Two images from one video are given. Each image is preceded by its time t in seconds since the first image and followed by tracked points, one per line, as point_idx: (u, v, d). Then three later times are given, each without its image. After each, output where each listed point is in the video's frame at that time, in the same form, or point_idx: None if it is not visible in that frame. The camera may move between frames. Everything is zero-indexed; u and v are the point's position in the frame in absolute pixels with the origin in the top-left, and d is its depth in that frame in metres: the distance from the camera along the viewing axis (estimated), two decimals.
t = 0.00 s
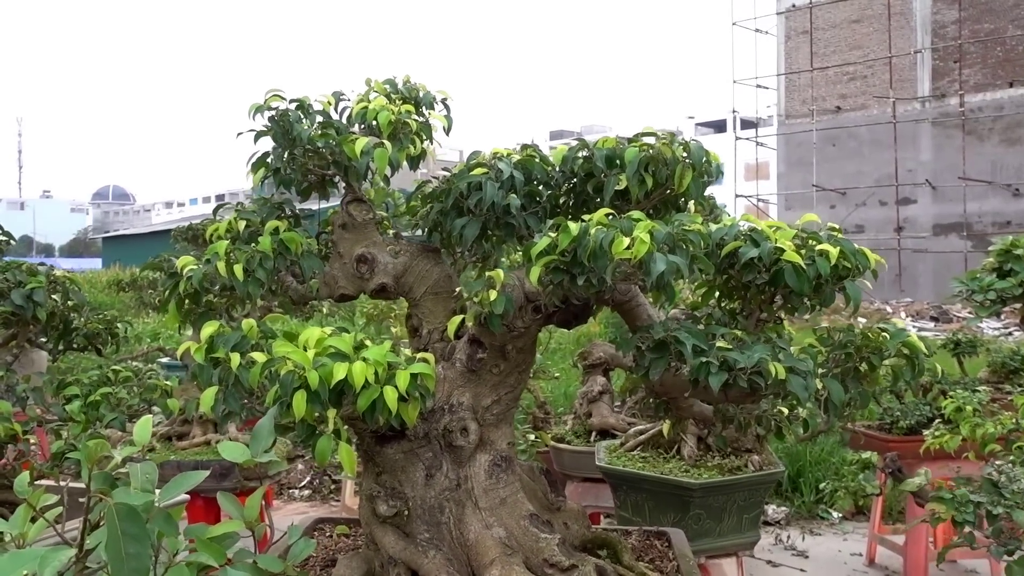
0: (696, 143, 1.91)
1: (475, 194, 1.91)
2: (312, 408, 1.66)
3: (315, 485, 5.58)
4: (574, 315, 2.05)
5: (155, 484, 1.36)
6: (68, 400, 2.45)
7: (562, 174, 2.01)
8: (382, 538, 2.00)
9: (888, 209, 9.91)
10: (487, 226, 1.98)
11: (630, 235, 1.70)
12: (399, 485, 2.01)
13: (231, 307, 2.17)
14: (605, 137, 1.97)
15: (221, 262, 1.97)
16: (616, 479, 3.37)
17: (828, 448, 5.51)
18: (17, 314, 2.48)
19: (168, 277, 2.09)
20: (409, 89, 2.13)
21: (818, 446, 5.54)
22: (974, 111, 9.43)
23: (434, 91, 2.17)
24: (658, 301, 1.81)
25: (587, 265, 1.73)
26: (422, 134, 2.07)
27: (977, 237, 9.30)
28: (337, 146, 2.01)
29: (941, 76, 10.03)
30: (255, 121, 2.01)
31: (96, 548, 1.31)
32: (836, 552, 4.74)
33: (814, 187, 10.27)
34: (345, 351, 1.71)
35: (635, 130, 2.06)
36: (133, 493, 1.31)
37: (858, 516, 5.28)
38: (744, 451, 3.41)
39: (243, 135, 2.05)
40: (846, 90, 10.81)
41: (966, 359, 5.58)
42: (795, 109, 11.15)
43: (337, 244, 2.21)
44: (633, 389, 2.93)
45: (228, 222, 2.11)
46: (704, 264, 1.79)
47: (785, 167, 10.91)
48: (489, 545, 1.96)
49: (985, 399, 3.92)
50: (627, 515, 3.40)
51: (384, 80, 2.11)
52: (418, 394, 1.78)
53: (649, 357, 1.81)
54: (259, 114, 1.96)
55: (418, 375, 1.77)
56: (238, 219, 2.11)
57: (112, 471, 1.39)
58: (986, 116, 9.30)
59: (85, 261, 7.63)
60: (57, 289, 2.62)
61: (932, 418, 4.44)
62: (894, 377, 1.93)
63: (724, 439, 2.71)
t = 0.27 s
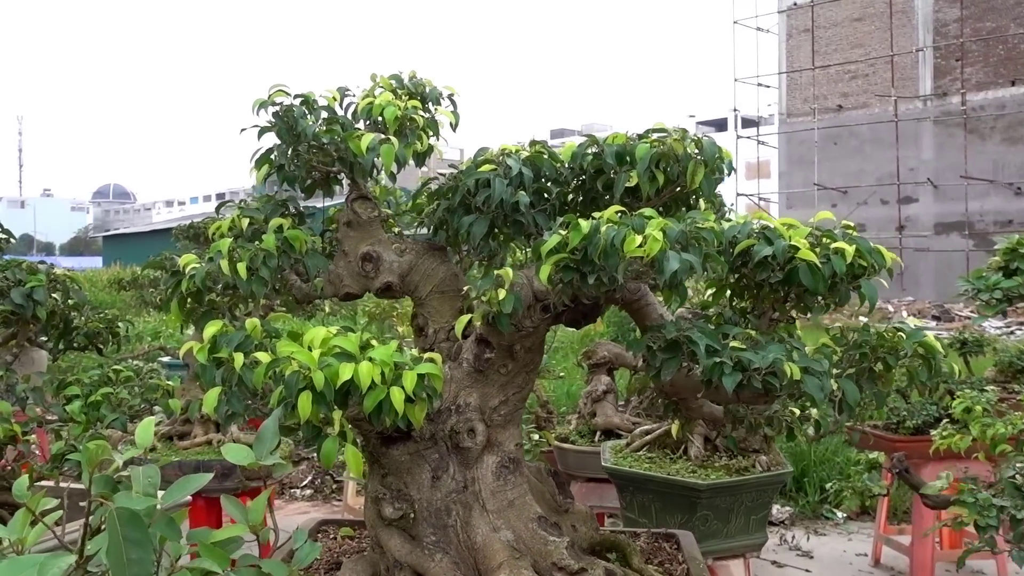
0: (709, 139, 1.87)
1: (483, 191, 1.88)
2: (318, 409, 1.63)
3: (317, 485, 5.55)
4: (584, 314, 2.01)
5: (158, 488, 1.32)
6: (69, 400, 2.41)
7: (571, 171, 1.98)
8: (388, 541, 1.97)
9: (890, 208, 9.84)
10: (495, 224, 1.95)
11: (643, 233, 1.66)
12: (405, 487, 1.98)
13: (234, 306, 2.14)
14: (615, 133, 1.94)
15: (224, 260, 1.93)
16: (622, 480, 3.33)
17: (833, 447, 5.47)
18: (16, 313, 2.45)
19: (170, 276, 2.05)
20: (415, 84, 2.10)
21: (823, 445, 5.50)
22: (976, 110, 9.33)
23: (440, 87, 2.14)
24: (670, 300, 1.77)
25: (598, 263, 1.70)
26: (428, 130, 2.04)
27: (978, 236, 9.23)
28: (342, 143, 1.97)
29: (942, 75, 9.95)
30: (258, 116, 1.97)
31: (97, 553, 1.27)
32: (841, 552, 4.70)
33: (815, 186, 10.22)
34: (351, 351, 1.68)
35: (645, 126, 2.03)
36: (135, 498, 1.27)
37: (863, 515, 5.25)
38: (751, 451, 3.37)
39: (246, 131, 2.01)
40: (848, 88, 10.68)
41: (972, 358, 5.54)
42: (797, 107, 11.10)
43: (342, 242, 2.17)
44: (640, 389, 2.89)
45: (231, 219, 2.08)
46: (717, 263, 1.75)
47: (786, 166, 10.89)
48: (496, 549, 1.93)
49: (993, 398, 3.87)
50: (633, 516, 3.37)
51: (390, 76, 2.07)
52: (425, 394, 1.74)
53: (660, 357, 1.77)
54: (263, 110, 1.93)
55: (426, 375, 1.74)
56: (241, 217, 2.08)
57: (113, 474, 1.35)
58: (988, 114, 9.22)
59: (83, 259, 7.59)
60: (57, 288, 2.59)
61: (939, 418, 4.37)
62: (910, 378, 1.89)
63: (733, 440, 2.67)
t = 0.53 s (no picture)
0: (717, 129, 1.80)
1: (485, 182, 1.82)
2: (313, 407, 1.57)
3: (317, 483, 5.50)
4: (588, 310, 1.96)
5: (146, 489, 1.27)
6: (61, 398, 2.36)
7: (575, 162, 1.92)
8: (386, 542, 1.92)
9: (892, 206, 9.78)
10: (497, 216, 1.89)
11: (650, 225, 1.61)
12: (404, 487, 1.92)
13: (228, 301, 2.08)
14: (621, 123, 1.88)
15: (218, 253, 1.87)
16: (626, 479, 3.28)
17: (837, 446, 5.42)
18: (7, 309, 2.40)
19: (163, 270, 2.00)
20: (415, 73, 2.04)
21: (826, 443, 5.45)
22: (978, 107, 9.23)
23: (440, 76, 2.08)
24: (677, 294, 1.72)
25: (604, 257, 1.64)
26: (428, 119, 1.98)
27: (981, 234, 9.15)
28: (340, 133, 1.92)
29: (945, 72, 9.90)
30: (254, 105, 1.92)
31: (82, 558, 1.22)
32: (846, 552, 4.65)
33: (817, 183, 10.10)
34: (348, 347, 1.62)
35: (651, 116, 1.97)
36: (122, 499, 1.22)
37: (867, 514, 5.19)
38: (757, 450, 3.32)
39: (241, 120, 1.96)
40: (849, 85, 10.71)
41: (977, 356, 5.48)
42: (798, 104, 11.02)
43: (339, 236, 2.12)
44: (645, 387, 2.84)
45: (226, 212, 2.02)
46: (727, 256, 1.70)
47: (787, 164, 10.71)
48: (498, 550, 1.88)
49: (1001, 396, 3.81)
50: (637, 515, 3.31)
51: (389, 64, 2.02)
52: (425, 392, 1.69)
53: (668, 353, 1.71)
54: (257, 99, 1.87)
55: (425, 371, 1.68)
56: (236, 209, 2.02)
57: (100, 474, 1.30)
58: (989, 111, 9.09)
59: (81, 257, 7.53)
60: (49, 283, 2.53)
61: (945, 416, 4.31)
62: (924, 375, 1.84)
63: (740, 438, 2.62)
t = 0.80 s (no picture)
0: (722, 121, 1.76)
1: (483, 175, 1.78)
2: (306, 406, 1.53)
3: (316, 483, 5.46)
4: (589, 307, 1.91)
5: (131, 493, 1.22)
6: (52, 397, 2.32)
7: (576, 156, 1.88)
8: (383, 545, 1.87)
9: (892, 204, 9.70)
10: (496, 211, 1.85)
11: (653, 219, 1.56)
12: (401, 488, 1.88)
13: (222, 298, 2.04)
14: (623, 116, 1.84)
15: (210, 249, 1.83)
16: (627, 479, 3.23)
17: (839, 445, 5.38)
18: None
19: (155, 266, 1.96)
20: (412, 65, 2.00)
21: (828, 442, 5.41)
22: (978, 105, 9.09)
23: (438, 68, 2.04)
24: (681, 291, 1.67)
25: (605, 252, 1.60)
26: (425, 112, 1.94)
27: (981, 232, 9.01)
28: (334, 126, 1.86)
29: (946, 69, 9.78)
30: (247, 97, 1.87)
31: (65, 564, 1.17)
32: (848, 551, 4.60)
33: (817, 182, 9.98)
34: (342, 345, 1.58)
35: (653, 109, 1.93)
36: (106, 503, 1.17)
37: (869, 514, 5.15)
38: (760, 449, 3.28)
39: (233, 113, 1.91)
40: (850, 83, 10.68)
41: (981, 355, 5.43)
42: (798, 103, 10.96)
43: (335, 231, 2.07)
44: (646, 386, 2.79)
45: (219, 207, 1.98)
46: (732, 251, 1.65)
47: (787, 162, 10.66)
48: (497, 553, 1.84)
49: (1006, 395, 3.76)
50: (638, 516, 3.27)
51: (385, 56, 1.97)
52: (422, 391, 1.64)
53: (672, 351, 1.66)
54: (251, 90, 1.83)
55: (422, 370, 1.64)
56: (229, 204, 1.98)
57: (83, 477, 1.25)
58: (989, 109, 8.96)
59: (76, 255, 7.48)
60: (40, 280, 2.49)
61: (949, 415, 4.25)
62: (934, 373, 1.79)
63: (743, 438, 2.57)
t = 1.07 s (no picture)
0: (724, 112, 1.71)
1: (478, 168, 1.73)
2: (295, 404, 1.48)
3: (313, 481, 5.42)
4: (587, 303, 1.87)
5: (110, 494, 1.18)
6: (39, 395, 2.27)
7: (574, 148, 1.83)
8: (375, 546, 1.83)
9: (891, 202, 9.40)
10: (492, 205, 1.80)
11: (653, 212, 1.52)
12: (394, 488, 1.83)
13: (212, 294, 2.00)
14: (622, 107, 1.80)
15: (199, 244, 1.79)
16: (626, 479, 3.19)
17: (840, 443, 5.33)
18: None
19: (143, 261, 1.91)
20: (406, 56, 1.95)
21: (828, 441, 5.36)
22: (978, 103, 8.87)
23: (433, 59, 1.99)
24: (681, 286, 1.63)
25: (603, 245, 1.55)
26: (420, 104, 1.89)
27: (981, 231, 8.77)
28: (326, 117, 1.81)
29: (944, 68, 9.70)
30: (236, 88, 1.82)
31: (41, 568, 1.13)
32: (849, 551, 4.56)
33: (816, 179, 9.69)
34: (333, 342, 1.54)
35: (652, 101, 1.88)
36: (83, 505, 1.13)
37: (870, 513, 5.11)
38: (761, 448, 3.24)
39: (223, 104, 1.86)
40: (850, 82, 10.59)
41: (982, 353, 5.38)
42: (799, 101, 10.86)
43: (328, 226, 2.03)
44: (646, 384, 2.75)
45: (209, 201, 1.93)
46: (733, 245, 1.61)
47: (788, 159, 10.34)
48: (493, 555, 1.79)
49: (1009, 393, 3.70)
50: (637, 516, 3.23)
51: (378, 46, 1.93)
52: (415, 389, 1.59)
53: (672, 348, 1.62)
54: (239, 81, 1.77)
55: (415, 367, 1.60)
56: (219, 198, 1.93)
57: (62, 478, 1.21)
58: (990, 107, 8.73)
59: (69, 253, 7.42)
60: (28, 277, 2.45)
61: (950, 414, 4.18)
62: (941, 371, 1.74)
63: (744, 437, 2.53)
